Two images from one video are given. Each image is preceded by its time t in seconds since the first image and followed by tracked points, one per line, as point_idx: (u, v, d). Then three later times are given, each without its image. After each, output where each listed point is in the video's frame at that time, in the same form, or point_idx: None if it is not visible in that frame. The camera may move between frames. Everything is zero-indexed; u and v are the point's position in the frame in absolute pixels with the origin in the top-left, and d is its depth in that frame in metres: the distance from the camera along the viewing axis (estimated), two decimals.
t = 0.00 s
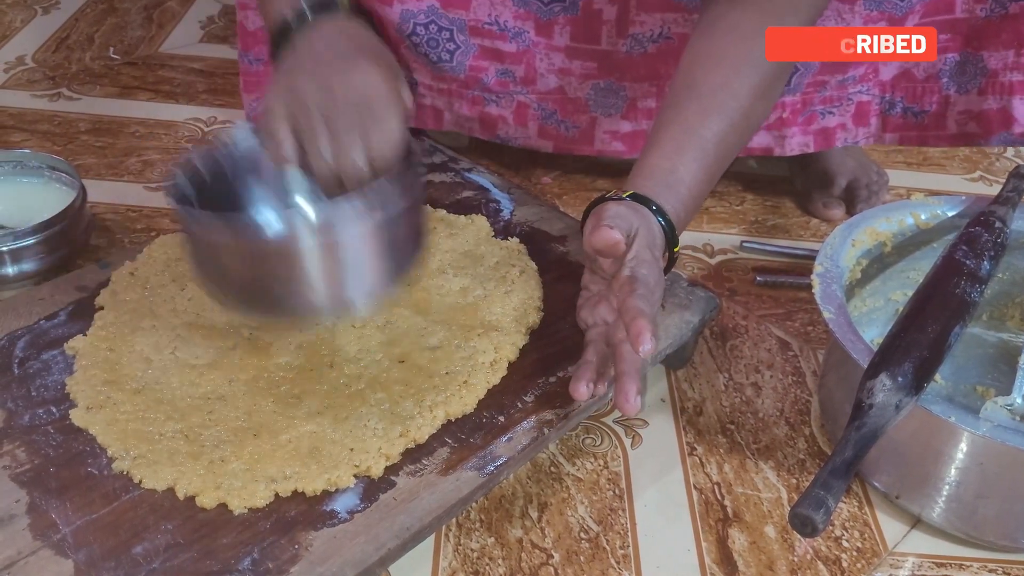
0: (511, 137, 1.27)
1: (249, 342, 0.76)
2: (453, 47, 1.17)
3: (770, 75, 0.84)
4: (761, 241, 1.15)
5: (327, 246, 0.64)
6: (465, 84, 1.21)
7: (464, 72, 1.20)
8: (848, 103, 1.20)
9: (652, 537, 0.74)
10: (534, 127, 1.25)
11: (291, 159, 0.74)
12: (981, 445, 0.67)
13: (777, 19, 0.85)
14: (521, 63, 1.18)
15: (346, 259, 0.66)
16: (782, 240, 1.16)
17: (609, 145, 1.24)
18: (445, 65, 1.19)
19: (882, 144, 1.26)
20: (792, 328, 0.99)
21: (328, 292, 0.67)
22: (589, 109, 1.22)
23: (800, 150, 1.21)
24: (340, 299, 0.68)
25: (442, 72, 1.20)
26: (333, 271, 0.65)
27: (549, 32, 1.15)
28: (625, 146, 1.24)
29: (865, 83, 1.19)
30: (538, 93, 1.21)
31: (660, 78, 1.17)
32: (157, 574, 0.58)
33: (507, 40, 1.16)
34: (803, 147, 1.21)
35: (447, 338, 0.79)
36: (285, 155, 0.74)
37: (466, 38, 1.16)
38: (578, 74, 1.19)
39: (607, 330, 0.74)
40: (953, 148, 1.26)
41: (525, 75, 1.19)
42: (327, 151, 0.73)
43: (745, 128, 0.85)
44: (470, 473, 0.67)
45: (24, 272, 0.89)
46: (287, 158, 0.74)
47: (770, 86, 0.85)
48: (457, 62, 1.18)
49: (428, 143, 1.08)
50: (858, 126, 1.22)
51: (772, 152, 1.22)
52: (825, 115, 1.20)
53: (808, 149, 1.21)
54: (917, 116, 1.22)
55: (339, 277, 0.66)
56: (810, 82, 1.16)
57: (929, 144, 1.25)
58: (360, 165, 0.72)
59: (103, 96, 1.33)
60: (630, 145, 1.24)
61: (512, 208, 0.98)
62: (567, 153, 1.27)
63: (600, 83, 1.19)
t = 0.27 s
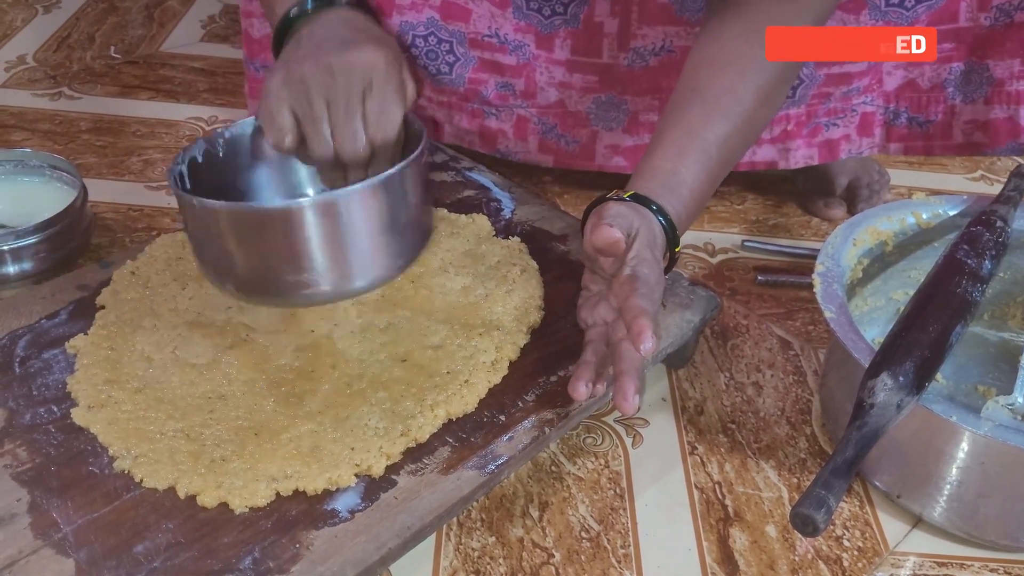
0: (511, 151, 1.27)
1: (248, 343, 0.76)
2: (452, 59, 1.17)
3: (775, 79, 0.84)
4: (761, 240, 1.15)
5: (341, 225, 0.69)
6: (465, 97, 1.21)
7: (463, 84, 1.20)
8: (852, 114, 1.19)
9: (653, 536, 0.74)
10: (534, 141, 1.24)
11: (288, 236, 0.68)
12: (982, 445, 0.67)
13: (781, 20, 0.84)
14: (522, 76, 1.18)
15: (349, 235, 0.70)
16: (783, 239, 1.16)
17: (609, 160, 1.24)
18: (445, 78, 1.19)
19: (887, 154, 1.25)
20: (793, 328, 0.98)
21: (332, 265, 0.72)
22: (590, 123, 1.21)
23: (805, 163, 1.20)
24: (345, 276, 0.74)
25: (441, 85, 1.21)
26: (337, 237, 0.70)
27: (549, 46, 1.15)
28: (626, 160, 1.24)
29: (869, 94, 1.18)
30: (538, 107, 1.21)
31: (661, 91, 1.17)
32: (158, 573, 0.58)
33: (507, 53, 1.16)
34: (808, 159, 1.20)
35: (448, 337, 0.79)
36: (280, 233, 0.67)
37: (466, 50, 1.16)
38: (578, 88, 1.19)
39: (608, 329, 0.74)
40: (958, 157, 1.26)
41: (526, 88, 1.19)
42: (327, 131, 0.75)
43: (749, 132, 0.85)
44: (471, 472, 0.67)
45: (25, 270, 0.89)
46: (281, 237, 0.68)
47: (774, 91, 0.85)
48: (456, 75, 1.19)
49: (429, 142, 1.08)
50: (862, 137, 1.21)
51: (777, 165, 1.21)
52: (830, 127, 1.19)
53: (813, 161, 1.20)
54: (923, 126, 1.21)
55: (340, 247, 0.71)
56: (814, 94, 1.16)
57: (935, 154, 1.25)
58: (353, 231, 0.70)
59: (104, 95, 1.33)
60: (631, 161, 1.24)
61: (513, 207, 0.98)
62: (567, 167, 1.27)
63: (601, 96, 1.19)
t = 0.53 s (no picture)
0: (513, 155, 1.26)
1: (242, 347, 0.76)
2: (455, 62, 1.17)
3: (777, 80, 0.84)
4: (761, 240, 1.14)
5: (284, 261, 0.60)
6: (467, 101, 1.21)
7: (465, 88, 1.20)
8: (856, 119, 1.19)
9: (653, 536, 0.74)
10: (537, 145, 1.24)
11: (236, 163, 0.64)
12: (982, 445, 0.67)
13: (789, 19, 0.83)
14: (525, 79, 1.18)
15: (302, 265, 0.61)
16: (783, 239, 1.16)
17: (612, 162, 1.23)
18: (446, 82, 1.19)
19: (892, 160, 1.25)
20: (793, 327, 0.98)
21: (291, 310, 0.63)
22: (592, 126, 1.21)
23: (808, 167, 1.20)
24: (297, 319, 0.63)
25: (443, 88, 1.20)
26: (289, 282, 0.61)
27: (552, 49, 1.15)
28: (629, 163, 1.23)
29: (874, 98, 1.18)
30: (540, 110, 1.21)
31: (664, 94, 1.17)
32: (157, 573, 0.58)
33: (509, 56, 1.16)
34: (811, 163, 1.20)
35: (449, 337, 0.79)
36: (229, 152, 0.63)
37: (468, 54, 1.16)
38: (581, 91, 1.18)
39: (608, 329, 0.74)
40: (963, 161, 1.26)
41: (528, 91, 1.19)
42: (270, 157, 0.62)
43: (750, 132, 0.85)
44: (471, 471, 0.67)
45: (24, 270, 0.89)
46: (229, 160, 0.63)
47: (776, 92, 0.85)
48: (458, 79, 1.19)
49: (429, 142, 1.08)
50: (866, 142, 1.20)
51: (780, 169, 1.20)
52: (834, 131, 1.19)
53: (817, 165, 1.20)
54: (928, 130, 1.21)
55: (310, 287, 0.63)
56: (817, 97, 1.16)
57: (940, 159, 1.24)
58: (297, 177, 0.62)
59: (104, 94, 1.33)
60: (634, 163, 1.22)
61: (513, 206, 0.98)
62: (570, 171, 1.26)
63: (604, 99, 1.19)
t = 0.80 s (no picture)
0: (512, 156, 1.25)
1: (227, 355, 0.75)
2: (453, 64, 1.17)
3: (776, 82, 0.84)
4: (760, 240, 1.15)
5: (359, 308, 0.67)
6: (466, 103, 1.20)
7: (465, 89, 1.19)
8: (855, 116, 1.19)
9: (651, 536, 0.74)
10: (536, 146, 1.23)
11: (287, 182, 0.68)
12: (980, 445, 0.67)
13: (787, 20, 0.83)
14: (524, 80, 1.18)
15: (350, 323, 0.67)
16: (782, 239, 1.16)
17: (612, 163, 1.23)
18: (445, 82, 1.19)
19: (890, 156, 1.25)
20: (792, 327, 0.98)
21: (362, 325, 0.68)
22: (592, 128, 1.21)
23: (807, 165, 1.20)
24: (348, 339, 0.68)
25: (442, 90, 1.20)
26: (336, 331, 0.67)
27: (551, 49, 1.16)
28: (629, 164, 1.23)
29: (872, 96, 1.18)
30: (539, 111, 1.21)
31: (664, 95, 1.17)
32: (156, 572, 0.58)
33: (509, 57, 1.16)
34: (810, 161, 1.19)
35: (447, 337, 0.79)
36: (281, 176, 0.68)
37: (468, 55, 1.16)
38: (581, 92, 1.19)
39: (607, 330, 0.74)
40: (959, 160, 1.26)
41: (528, 93, 1.19)
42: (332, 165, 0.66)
43: (750, 134, 0.85)
44: (469, 471, 0.67)
45: (24, 269, 0.89)
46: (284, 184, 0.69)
47: (776, 93, 0.85)
48: (457, 79, 1.18)
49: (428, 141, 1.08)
50: (864, 138, 1.20)
51: (779, 168, 1.20)
52: (833, 129, 1.19)
53: (816, 163, 1.20)
54: (924, 128, 1.21)
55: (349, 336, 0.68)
56: (817, 96, 1.16)
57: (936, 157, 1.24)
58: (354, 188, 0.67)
59: (103, 94, 1.33)
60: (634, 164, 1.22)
61: (512, 206, 0.98)
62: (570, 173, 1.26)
63: (604, 100, 1.19)
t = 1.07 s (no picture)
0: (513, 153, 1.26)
1: (231, 352, 0.75)
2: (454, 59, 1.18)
3: (774, 79, 0.84)
4: (759, 239, 1.15)
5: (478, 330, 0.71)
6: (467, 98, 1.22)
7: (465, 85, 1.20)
8: (855, 110, 1.19)
9: (651, 535, 0.74)
10: (536, 142, 1.24)
11: (382, 176, 0.71)
12: (980, 444, 0.67)
13: (782, 19, 0.84)
14: (524, 75, 1.18)
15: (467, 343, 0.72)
16: (781, 238, 1.16)
17: (612, 160, 1.23)
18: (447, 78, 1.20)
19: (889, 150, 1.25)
20: (791, 327, 0.98)
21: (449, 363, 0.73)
22: (592, 123, 1.21)
23: (808, 160, 1.20)
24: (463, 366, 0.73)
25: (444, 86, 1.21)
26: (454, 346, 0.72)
27: (551, 45, 1.15)
28: (629, 160, 1.23)
29: (872, 89, 1.18)
30: (540, 107, 1.21)
31: (663, 91, 1.17)
32: (155, 572, 0.58)
33: (509, 52, 1.16)
34: (811, 155, 1.19)
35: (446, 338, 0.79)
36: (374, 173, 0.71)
37: (469, 50, 1.17)
38: (581, 87, 1.19)
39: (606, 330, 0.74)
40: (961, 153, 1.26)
41: (528, 88, 1.20)
42: (414, 159, 0.68)
43: (748, 132, 0.85)
44: (469, 471, 0.67)
45: (23, 269, 0.89)
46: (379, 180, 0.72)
47: (773, 91, 0.85)
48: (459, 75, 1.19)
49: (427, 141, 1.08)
50: (864, 133, 1.21)
51: (780, 162, 1.20)
52: (833, 123, 1.19)
53: (817, 157, 1.20)
54: (925, 121, 1.21)
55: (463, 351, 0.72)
56: (817, 90, 1.16)
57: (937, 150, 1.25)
58: (450, 174, 0.70)
59: (103, 94, 1.33)
60: (635, 160, 1.22)
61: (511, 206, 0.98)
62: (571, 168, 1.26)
63: (604, 96, 1.19)
